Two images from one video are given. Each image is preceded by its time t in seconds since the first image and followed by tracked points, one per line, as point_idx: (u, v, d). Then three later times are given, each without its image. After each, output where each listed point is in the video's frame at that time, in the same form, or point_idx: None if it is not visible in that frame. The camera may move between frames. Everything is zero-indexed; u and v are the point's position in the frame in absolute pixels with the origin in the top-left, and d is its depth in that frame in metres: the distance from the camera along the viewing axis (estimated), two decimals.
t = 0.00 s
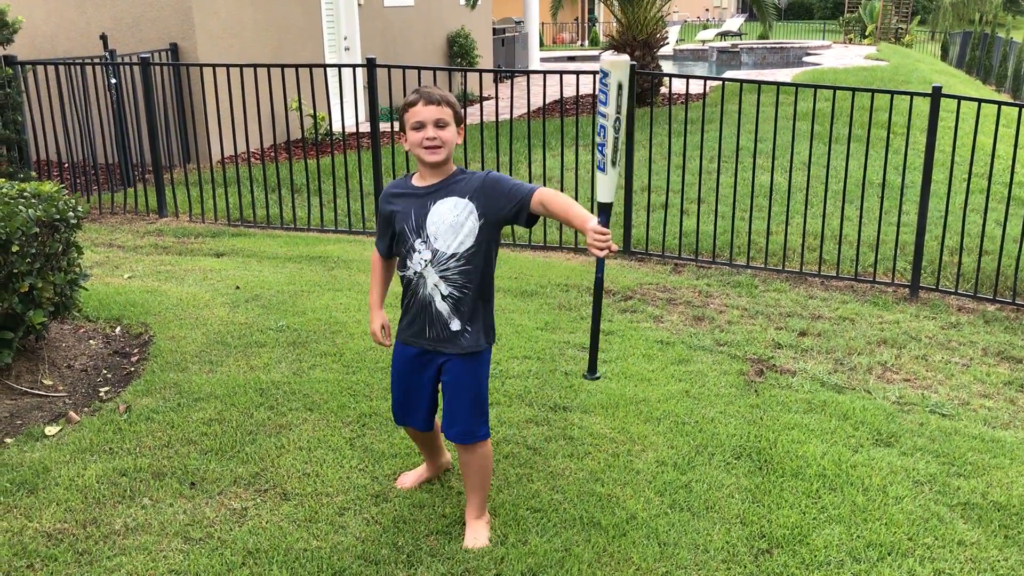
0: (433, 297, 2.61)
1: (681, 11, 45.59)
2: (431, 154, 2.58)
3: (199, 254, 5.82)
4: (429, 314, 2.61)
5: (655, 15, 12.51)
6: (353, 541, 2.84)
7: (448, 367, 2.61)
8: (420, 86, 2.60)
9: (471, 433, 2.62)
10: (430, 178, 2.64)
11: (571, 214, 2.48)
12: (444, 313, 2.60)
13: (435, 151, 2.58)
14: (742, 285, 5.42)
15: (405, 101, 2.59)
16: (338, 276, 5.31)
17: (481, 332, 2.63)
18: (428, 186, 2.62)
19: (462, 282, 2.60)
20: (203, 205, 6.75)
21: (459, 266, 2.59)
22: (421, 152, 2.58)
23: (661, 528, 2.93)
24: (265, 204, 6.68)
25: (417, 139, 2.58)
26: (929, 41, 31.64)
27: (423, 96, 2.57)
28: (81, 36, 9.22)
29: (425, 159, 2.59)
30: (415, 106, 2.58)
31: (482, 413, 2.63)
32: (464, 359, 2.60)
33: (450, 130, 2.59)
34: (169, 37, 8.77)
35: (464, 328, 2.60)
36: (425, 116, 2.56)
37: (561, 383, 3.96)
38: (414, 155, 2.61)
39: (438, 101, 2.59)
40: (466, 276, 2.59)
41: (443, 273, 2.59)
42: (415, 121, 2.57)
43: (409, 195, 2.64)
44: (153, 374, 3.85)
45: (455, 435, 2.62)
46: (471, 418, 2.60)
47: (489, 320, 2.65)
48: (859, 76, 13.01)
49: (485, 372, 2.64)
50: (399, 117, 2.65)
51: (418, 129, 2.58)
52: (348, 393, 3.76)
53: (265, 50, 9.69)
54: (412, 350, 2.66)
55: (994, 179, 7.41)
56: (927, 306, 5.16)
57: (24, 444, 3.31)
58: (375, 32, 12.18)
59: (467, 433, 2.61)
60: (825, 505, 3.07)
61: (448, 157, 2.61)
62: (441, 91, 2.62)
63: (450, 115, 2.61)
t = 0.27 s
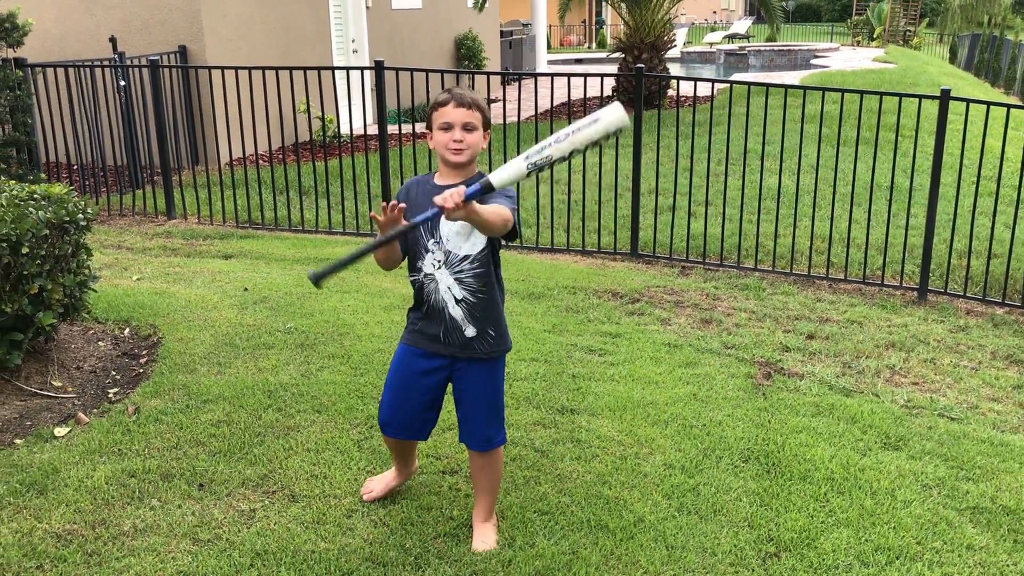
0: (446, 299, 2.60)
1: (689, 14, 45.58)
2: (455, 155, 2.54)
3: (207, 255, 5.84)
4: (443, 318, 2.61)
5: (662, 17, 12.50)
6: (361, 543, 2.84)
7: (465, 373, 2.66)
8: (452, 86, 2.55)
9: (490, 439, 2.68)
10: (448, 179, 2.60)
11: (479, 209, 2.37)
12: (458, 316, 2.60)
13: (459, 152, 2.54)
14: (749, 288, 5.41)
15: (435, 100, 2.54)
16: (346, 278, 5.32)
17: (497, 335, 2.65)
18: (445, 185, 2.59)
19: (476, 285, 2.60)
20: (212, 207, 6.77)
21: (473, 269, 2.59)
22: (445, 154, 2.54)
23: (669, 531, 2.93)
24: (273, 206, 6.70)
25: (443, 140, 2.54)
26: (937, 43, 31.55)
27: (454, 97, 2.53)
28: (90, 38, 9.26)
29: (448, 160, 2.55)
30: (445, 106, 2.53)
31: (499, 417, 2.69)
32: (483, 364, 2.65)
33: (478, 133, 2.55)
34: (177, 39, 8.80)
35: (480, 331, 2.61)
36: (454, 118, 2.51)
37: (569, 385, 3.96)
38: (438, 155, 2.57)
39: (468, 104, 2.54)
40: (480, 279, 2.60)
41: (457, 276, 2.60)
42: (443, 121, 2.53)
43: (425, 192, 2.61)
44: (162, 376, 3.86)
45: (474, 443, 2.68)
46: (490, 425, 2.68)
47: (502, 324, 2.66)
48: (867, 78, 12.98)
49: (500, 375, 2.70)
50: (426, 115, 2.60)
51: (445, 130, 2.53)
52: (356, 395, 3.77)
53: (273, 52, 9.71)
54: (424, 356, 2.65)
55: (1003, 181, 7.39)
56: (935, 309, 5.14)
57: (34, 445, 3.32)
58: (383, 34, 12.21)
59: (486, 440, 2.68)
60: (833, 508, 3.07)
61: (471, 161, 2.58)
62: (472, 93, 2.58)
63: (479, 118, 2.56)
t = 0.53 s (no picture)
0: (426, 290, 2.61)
1: (699, 18, 45.55)
2: (461, 162, 2.52)
3: (219, 258, 5.86)
4: (423, 309, 2.62)
5: (673, 22, 12.47)
6: (373, 546, 2.84)
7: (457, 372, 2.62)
8: (467, 91, 2.51)
9: (474, 438, 2.66)
10: (453, 182, 2.59)
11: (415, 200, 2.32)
12: (434, 308, 2.59)
13: (465, 160, 2.52)
14: (762, 292, 5.40)
15: (448, 105, 2.51)
16: (358, 281, 5.33)
17: (483, 334, 2.61)
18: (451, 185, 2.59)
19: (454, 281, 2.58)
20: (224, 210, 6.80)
21: (451, 266, 2.57)
22: (451, 160, 2.53)
23: (682, 536, 2.92)
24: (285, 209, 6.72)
25: (452, 145, 2.52)
26: (950, 46, 31.41)
27: (468, 103, 2.49)
28: (103, 42, 9.31)
29: (454, 166, 2.54)
30: (457, 110, 2.50)
31: (490, 418, 2.66)
32: (468, 362, 2.60)
33: (486, 144, 2.51)
34: (189, 43, 8.84)
35: (456, 327, 2.59)
36: (463, 125, 2.48)
37: (581, 389, 3.95)
38: (447, 159, 2.56)
39: (480, 112, 2.50)
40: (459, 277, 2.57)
41: (437, 270, 2.59)
42: (453, 127, 2.50)
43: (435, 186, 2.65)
44: (175, 378, 3.87)
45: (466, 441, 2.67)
46: (480, 425, 2.65)
47: (485, 325, 2.61)
48: (879, 82, 12.94)
49: (492, 374, 2.64)
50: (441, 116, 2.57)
51: (454, 135, 2.51)
52: (368, 398, 3.77)
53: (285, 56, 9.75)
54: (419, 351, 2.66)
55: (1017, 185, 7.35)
56: (949, 314, 5.12)
57: (48, 447, 3.33)
58: (394, 38, 12.24)
59: (474, 439, 2.66)
60: (847, 514, 3.05)
61: (478, 168, 2.55)
62: (488, 100, 2.53)
63: (491, 127, 2.52)
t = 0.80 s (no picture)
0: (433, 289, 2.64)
1: (712, 22, 45.49)
2: (481, 177, 2.50)
3: (236, 262, 5.89)
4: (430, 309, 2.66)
5: (688, 25, 12.49)
6: (390, 549, 2.84)
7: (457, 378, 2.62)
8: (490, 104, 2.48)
9: (470, 445, 2.66)
10: (473, 191, 2.57)
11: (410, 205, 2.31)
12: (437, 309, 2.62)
13: (485, 174, 2.49)
14: (777, 296, 5.38)
15: (470, 119, 2.48)
16: (373, 284, 5.35)
17: (483, 342, 2.58)
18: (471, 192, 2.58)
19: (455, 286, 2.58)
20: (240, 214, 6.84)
21: (453, 273, 2.58)
22: (472, 173, 2.51)
23: (699, 541, 2.91)
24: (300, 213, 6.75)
25: (473, 159, 2.50)
26: (965, 49, 31.23)
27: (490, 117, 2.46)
28: (119, 46, 9.39)
29: (474, 179, 2.51)
30: (478, 124, 2.47)
31: (488, 428, 2.64)
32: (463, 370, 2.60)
33: (509, 158, 2.49)
34: (205, 47, 8.90)
35: (455, 331, 2.59)
36: (485, 140, 2.46)
37: (596, 394, 3.95)
38: (468, 172, 2.54)
39: (503, 127, 2.47)
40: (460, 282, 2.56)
41: (441, 275, 2.61)
42: (475, 141, 2.47)
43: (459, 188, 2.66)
44: (192, 381, 3.89)
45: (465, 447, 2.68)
46: (475, 434, 2.64)
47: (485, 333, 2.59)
48: (895, 86, 12.88)
49: (492, 384, 2.61)
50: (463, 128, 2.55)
51: (475, 149, 2.49)
52: (384, 402, 3.78)
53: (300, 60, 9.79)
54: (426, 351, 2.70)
55: None
56: (966, 319, 5.09)
57: (67, 448, 3.36)
58: (408, 42, 12.28)
59: (470, 446, 2.66)
60: (865, 519, 3.03)
61: (499, 181, 2.53)
62: (510, 113, 2.50)
63: (513, 142, 2.49)
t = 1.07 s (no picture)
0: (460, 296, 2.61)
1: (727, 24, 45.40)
2: (512, 183, 2.49)
3: (251, 264, 5.91)
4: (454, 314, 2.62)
5: (703, 28, 12.48)
6: (407, 550, 2.84)
7: (485, 382, 2.61)
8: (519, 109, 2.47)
9: (499, 451, 2.64)
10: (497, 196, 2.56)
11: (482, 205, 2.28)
12: (465, 315, 2.59)
13: (516, 180, 2.49)
14: (793, 299, 5.36)
15: (499, 124, 2.46)
16: (388, 286, 5.35)
17: (511, 347, 2.58)
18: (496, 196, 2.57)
19: (488, 293, 2.56)
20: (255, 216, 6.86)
21: (486, 278, 2.55)
22: (502, 180, 2.49)
23: (715, 544, 2.89)
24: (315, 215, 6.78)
25: (503, 165, 2.48)
26: (982, 51, 31.04)
27: (519, 122, 2.46)
28: (136, 50, 9.45)
29: (503, 186, 2.50)
30: (507, 130, 2.46)
31: (515, 433, 2.63)
32: (493, 374, 2.58)
33: (538, 163, 2.50)
34: (220, 50, 8.95)
35: (484, 338, 2.57)
36: (517, 146, 2.45)
37: (612, 396, 3.94)
38: (495, 179, 2.52)
39: (533, 132, 2.47)
40: (493, 289, 2.56)
41: (471, 279, 2.58)
42: (505, 147, 2.46)
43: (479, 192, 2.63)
44: (208, 382, 3.91)
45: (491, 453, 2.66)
46: (504, 440, 2.63)
47: (515, 338, 2.59)
48: (911, 88, 12.81)
49: (521, 388, 2.61)
50: (487, 132, 2.53)
51: (506, 155, 2.48)
52: (399, 404, 3.78)
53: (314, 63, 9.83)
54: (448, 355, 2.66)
55: None
56: (984, 323, 5.05)
57: (85, 449, 3.37)
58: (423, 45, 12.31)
59: (498, 451, 2.64)
60: (882, 524, 3.01)
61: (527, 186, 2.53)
62: (535, 117, 2.51)
63: (541, 146, 2.51)
